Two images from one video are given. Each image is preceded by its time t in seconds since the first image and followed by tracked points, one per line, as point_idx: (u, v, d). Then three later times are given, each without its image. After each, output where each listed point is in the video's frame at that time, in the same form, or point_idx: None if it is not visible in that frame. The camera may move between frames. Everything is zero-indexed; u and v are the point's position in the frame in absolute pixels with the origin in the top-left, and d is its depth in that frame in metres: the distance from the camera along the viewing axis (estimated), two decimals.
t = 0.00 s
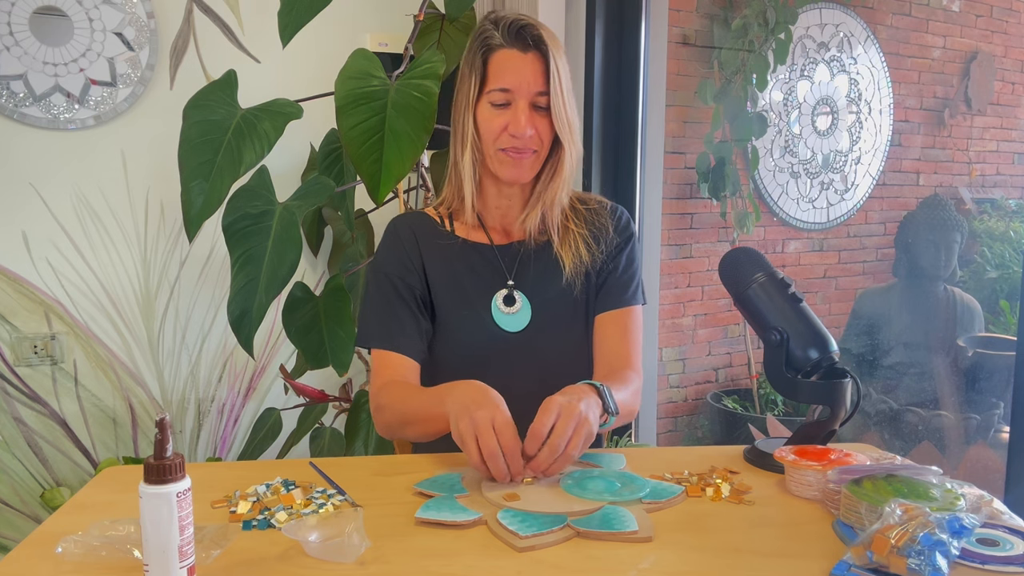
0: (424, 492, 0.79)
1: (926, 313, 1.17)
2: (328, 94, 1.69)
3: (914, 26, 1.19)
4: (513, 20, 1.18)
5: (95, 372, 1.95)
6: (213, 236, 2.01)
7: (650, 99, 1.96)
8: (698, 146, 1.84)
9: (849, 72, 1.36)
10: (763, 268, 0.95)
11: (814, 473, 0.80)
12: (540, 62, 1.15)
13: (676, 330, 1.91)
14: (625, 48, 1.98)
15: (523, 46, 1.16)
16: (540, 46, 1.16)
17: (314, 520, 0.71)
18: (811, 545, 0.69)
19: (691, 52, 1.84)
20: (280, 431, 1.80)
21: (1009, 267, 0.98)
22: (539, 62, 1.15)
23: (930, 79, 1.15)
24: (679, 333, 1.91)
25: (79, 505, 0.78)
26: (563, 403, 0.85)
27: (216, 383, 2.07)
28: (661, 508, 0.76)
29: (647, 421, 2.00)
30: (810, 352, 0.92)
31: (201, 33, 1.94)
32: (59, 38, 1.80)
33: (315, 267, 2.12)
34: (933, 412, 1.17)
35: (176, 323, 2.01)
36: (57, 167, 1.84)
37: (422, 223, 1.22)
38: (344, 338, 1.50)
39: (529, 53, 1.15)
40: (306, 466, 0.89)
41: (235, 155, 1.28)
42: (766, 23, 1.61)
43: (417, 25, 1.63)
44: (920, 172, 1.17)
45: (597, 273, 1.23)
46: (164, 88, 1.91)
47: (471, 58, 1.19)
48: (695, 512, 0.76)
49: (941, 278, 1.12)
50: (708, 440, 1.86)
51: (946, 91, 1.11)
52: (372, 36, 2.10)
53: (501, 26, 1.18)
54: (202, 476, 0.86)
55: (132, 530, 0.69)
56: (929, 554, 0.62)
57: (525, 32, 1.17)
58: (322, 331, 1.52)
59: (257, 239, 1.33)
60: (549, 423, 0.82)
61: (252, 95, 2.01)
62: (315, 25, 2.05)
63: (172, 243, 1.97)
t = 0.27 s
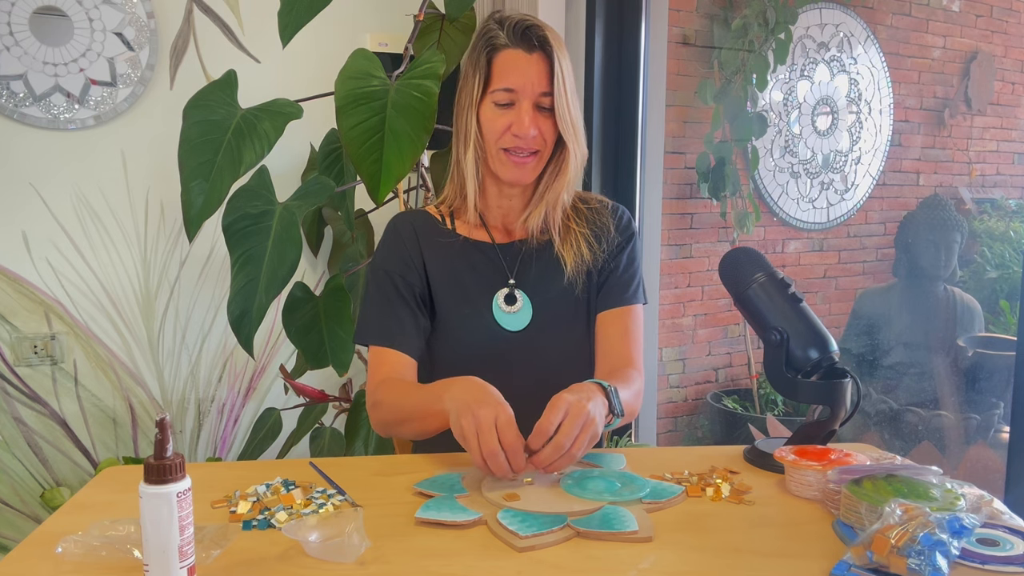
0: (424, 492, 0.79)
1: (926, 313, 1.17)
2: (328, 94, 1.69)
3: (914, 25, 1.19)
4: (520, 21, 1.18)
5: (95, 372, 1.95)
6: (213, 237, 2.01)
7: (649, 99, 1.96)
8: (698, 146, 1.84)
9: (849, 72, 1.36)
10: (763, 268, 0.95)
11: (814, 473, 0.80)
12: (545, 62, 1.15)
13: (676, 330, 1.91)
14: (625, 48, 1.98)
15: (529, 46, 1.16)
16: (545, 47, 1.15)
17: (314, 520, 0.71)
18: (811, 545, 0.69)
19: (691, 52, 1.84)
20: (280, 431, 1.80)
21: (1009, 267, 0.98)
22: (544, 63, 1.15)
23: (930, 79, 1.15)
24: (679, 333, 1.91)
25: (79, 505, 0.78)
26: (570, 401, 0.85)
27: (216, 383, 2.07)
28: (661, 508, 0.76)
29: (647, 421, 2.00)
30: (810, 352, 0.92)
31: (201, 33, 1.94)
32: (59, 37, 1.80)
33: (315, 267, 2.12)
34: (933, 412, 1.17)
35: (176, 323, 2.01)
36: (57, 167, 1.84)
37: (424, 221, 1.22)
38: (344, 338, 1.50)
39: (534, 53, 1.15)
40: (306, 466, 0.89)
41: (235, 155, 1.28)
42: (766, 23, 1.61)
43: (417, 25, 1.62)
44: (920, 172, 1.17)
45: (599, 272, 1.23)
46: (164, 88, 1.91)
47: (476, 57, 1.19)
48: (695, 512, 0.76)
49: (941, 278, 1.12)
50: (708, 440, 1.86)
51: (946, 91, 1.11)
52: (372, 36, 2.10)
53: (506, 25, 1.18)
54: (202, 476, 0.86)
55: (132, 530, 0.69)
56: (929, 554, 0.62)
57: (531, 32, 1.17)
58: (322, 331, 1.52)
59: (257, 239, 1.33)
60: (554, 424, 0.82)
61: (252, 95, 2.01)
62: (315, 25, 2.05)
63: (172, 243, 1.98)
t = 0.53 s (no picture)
0: (424, 493, 0.79)
1: (926, 313, 1.17)
2: (327, 94, 1.69)
3: (914, 25, 1.19)
4: (535, 20, 1.18)
5: (95, 372, 1.95)
6: (212, 236, 2.01)
7: (649, 99, 1.95)
8: (698, 146, 1.84)
9: (849, 72, 1.36)
10: (763, 268, 0.95)
11: (814, 473, 0.79)
12: (562, 63, 1.17)
13: (676, 330, 1.91)
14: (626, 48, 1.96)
15: (546, 46, 1.17)
16: (561, 47, 1.17)
17: (314, 520, 0.71)
18: (812, 545, 0.69)
19: (691, 52, 1.84)
20: (280, 431, 1.80)
21: (1009, 267, 0.98)
22: (560, 63, 1.17)
23: (930, 79, 1.15)
24: (679, 333, 1.91)
25: (79, 505, 0.78)
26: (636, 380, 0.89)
27: (216, 383, 2.07)
28: (661, 508, 0.76)
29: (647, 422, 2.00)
30: (810, 352, 0.92)
31: (201, 33, 1.94)
32: (59, 37, 1.80)
33: (315, 267, 2.12)
34: (933, 412, 1.17)
35: (176, 323, 2.01)
36: (57, 167, 1.84)
37: (436, 216, 1.23)
38: (344, 338, 1.50)
39: (551, 53, 1.16)
40: (306, 466, 0.89)
41: (235, 155, 1.28)
42: (766, 23, 1.61)
43: (417, 25, 1.61)
44: (920, 172, 1.17)
45: (606, 270, 1.24)
46: (164, 88, 1.91)
47: (488, 56, 1.18)
48: (695, 512, 0.76)
49: (941, 278, 1.12)
50: (708, 442, 1.82)
51: (946, 92, 1.11)
52: (372, 36, 2.10)
53: (521, 24, 1.18)
54: (202, 476, 0.86)
55: (132, 530, 0.69)
56: (929, 554, 0.62)
57: (548, 32, 1.17)
58: (322, 331, 1.52)
59: (257, 239, 1.33)
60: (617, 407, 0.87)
61: (252, 95, 2.01)
62: (315, 25, 2.05)
63: (172, 243, 1.98)
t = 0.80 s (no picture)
0: (424, 492, 0.79)
1: (926, 313, 1.17)
2: (327, 94, 1.69)
3: (914, 25, 1.19)
4: (562, 20, 1.20)
5: (95, 372, 1.95)
6: (213, 236, 2.01)
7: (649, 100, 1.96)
8: (698, 146, 1.84)
9: (849, 72, 1.36)
10: (763, 268, 0.95)
11: (814, 473, 0.80)
12: (588, 64, 1.18)
13: (676, 330, 1.91)
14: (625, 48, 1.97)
15: (573, 46, 1.18)
16: (587, 47, 1.18)
17: (314, 520, 0.70)
18: (812, 545, 0.69)
19: (691, 52, 1.84)
20: (280, 431, 1.80)
21: (1009, 267, 0.98)
22: (586, 63, 1.18)
23: (930, 79, 1.15)
24: (679, 333, 1.91)
25: (79, 505, 0.78)
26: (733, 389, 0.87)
27: (217, 383, 2.07)
28: (661, 508, 0.76)
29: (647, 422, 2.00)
30: (810, 352, 0.91)
31: (201, 33, 1.94)
32: (59, 38, 1.80)
33: (315, 267, 2.12)
34: (933, 412, 1.17)
35: (176, 323, 2.01)
36: (58, 167, 1.84)
37: (461, 212, 1.20)
38: (344, 338, 1.50)
39: (577, 53, 1.18)
40: (306, 466, 0.89)
41: (235, 155, 1.28)
42: (766, 23, 1.61)
43: (417, 25, 1.61)
44: (920, 172, 1.17)
45: (622, 270, 1.26)
46: (164, 88, 1.92)
47: (514, 52, 1.19)
48: (695, 512, 0.76)
49: (941, 278, 1.12)
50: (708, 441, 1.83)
51: (946, 91, 1.11)
52: (372, 36, 2.10)
53: (548, 24, 1.19)
54: (202, 475, 0.86)
55: (132, 530, 0.69)
56: (929, 554, 0.62)
57: (576, 32, 1.19)
58: (322, 331, 1.52)
59: (257, 239, 1.33)
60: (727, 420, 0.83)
61: (252, 95, 2.01)
62: (316, 25, 2.05)
63: (172, 243, 1.98)
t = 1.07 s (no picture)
0: (424, 492, 0.79)
1: (926, 312, 1.17)
2: (327, 94, 1.69)
3: (914, 25, 1.19)
4: (574, 23, 1.21)
5: (95, 372, 1.95)
6: (213, 236, 2.01)
7: (649, 100, 1.96)
8: (698, 146, 1.84)
9: (849, 72, 1.36)
10: (763, 268, 0.95)
11: (814, 473, 0.80)
12: (597, 67, 1.20)
13: (676, 330, 1.91)
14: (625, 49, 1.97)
15: (583, 48, 1.19)
16: (598, 50, 1.19)
17: (314, 520, 0.70)
18: (811, 545, 0.69)
19: (691, 52, 1.84)
20: (280, 431, 1.80)
21: (1009, 267, 0.98)
22: (596, 66, 1.19)
23: (930, 79, 1.15)
24: (679, 333, 1.91)
25: (79, 505, 0.78)
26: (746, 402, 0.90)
27: (217, 383, 2.07)
28: (661, 508, 0.76)
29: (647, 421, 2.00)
30: (810, 352, 0.91)
31: (201, 33, 1.94)
32: (58, 38, 1.80)
33: (315, 267, 2.12)
34: (933, 412, 1.17)
35: (176, 323, 2.01)
36: (58, 167, 1.84)
37: (469, 209, 1.20)
38: (344, 338, 1.50)
39: (587, 56, 1.19)
40: (306, 466, 0.89)
41: (235, 155, 1.28)
42: (766, 23, 1.61)
43: (417, 25, 1.61)
44: (919, 172, 1.17)
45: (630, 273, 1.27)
46: (164, 88, 1.92)
47: (525, 54, 1.21)
48: (695, 512, 0.76)
49: (941, 278, 1.12)
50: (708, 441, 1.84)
51: (946, 91, 1.11)
52: (372, 36, 2.10)
53: (560, 25, 1.21)
54: (202, 475, 0.86)
55: (132, 530, 0.69)
56: (929, 554, 0.62)
57: (586, 35, 1.20)
58: (323, 331, 1.52)
59: (257, 239, 1.33)
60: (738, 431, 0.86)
61: (252, 96, 2.01)
62: (316, 25, 2.05)
63: (172, 243, 1.98)
